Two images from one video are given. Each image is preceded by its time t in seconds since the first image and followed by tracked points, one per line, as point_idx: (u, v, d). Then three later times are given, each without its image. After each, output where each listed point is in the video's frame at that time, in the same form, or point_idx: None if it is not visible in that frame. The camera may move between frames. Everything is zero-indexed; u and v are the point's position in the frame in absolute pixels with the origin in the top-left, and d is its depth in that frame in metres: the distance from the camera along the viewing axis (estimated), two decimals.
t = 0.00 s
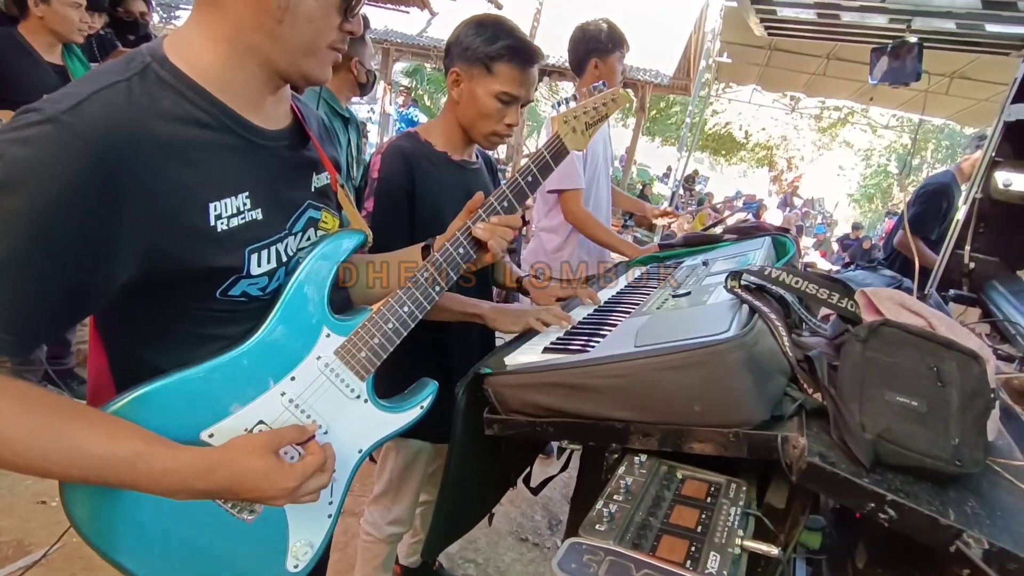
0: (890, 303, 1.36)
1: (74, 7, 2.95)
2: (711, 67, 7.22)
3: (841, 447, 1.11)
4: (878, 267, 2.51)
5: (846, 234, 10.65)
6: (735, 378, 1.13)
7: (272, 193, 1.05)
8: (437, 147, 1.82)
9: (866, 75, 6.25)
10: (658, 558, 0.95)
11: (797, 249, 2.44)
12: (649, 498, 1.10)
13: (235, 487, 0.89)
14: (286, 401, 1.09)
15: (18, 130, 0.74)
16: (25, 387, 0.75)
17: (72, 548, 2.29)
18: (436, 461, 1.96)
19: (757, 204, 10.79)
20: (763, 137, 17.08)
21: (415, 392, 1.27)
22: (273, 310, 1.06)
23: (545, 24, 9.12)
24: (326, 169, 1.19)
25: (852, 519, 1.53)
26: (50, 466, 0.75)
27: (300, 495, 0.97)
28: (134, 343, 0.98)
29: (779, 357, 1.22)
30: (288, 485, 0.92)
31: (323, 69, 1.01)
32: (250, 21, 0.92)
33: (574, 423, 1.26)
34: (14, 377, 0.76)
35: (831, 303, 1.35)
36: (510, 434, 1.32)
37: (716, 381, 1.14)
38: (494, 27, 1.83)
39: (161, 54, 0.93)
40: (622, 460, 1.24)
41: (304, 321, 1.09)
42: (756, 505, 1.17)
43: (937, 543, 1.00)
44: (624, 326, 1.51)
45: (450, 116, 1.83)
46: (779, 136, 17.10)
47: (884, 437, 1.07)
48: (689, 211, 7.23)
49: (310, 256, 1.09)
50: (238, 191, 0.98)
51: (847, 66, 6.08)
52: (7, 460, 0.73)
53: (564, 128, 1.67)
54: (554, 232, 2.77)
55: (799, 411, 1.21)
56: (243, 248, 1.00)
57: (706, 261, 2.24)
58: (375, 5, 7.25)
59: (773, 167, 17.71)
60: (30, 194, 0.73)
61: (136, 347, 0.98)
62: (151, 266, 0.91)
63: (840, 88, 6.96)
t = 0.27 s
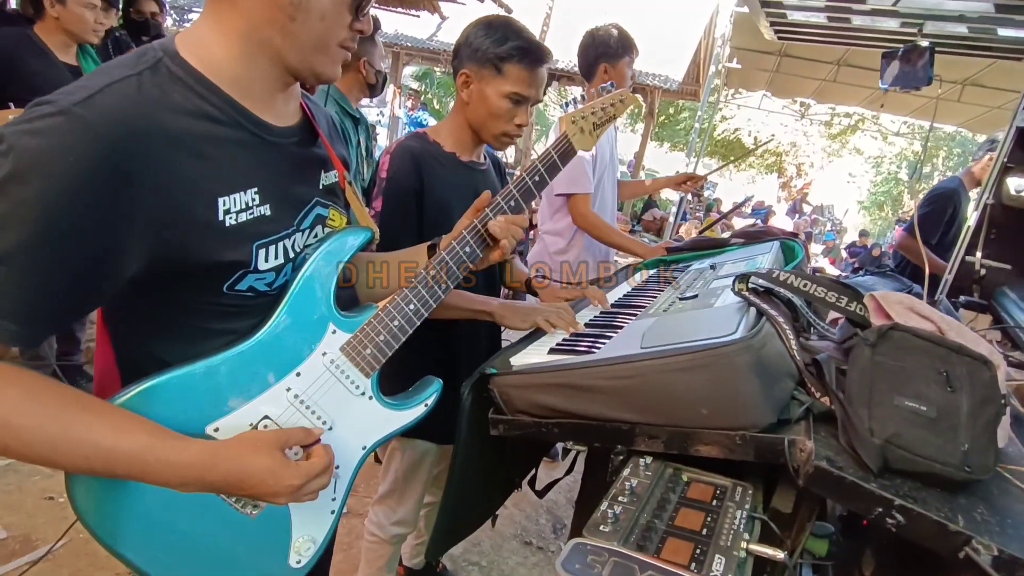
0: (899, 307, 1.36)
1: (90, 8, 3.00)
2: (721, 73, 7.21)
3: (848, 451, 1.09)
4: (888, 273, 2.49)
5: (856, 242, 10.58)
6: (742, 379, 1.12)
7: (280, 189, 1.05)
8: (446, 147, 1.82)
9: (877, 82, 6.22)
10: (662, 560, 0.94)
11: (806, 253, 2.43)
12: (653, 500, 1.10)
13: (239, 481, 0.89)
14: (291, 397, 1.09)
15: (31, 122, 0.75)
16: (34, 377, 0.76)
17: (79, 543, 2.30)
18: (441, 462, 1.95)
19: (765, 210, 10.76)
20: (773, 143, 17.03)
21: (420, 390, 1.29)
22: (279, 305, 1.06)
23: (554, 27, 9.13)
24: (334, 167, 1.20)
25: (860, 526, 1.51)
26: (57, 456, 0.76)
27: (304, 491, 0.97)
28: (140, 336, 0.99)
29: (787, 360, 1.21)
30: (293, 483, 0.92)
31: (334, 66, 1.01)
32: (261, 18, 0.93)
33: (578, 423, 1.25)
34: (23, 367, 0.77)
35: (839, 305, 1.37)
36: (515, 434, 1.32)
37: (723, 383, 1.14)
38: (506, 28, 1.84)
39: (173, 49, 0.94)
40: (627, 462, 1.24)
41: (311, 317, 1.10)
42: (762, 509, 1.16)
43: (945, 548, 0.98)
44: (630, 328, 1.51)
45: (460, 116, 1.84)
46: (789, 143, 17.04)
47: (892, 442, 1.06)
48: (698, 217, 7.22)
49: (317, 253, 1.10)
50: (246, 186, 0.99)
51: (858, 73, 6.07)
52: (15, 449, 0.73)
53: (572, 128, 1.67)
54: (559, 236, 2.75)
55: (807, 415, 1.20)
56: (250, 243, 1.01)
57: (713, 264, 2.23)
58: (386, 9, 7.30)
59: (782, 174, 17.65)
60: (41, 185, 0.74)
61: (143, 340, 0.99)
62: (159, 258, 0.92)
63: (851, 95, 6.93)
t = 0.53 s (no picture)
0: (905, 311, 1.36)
1: (101, 12, 3.03)
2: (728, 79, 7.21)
3: (854, 454, 1.09)
4: (894, 278, 2.48)
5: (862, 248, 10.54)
6: (747, 381, 1.12)
7: (286, 188, 1.05)
8: (453, 150, 1.83)
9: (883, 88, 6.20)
10: (666, 561, 0.94)
11: (812, 257, 2.42)
12: (657, 501, 1.09)
13: (243, 479, 0.89)
14: (295, 395, 1.10)
15: (41, 119, 0.76)
16: (39, 372, 0.76)
17: (83, 542, 2.31)
18: (444, 464, 1.95)
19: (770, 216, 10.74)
20: (779, 149, 16.99)
21: (423, 390, 1.29)
22: (284, 303, 1.07)
23: (560, 33, 9.16)
24: (340, 166, 1.21)
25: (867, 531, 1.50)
26: (62, 451, 0.76)
27: (307, 489, 0.97)
28: (146, 333, 0.99)
29: (792, 362, 1.21)
30: (296, 476, 0.92)
31: (341, 66, 1.02)
32: (269, 18, 0.93)
33: (582, 424, 1.25)
34: (30, 362, 0.78)
35: (845, 308, 1.35)
36: (518, 435, 1.32)
37: (727, 385, 1.13)
38: (513, 31, 1.84)
39: (181, 48, 0.95)
40: (630, 463, 1.23)
41: (315, 315, 1.10)
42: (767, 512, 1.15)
43: (951, 552, 0.97)
44: (635, 330, 1.51)
45: (467, 119, 1.85)
46: (795, 149, 17.01)
47: (898, 445, 1.05)
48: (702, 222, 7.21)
49: (322, 251, 1.10)
50: (252, 185, 0.99)
51: (865, 79, 6.06)
52: (20, 444, 0.74)
53: (578, 129, 1.68)
54: (567, 239, 2.76)
55: (811, 417, 1.20)
56: (256, 241, 1.01)
57: (718, 268, 2.23)
58: (393, 14, 7.34)
59: (788, 180, 17.61)
60: (50, 181, 0.74)
61: (148, 337, 0.99)
62: (165, 256, 0.92)
63: (858, 101, 6.92)
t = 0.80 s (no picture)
0: (911, 310, 1.35)
1: (108, 16, 3.05)
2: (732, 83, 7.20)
3: (860, 453, 1.08)
4: (899, 280, 2.47)
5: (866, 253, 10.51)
6: (751, 380, 1.11)
7: (289, 185, 1.05)
8: (456, 151, 1.83)
9: (888, 92, 6.19)
10: (670, 560, 0.93)
11: (817, 258, 2.41)
12: (661, 501, 1.09)
13: (245, 476, 0.88)
14: (297, 392, 1.10)
15: (45, 115, 0.76)
16: (42, 368, 0.76)
17: (86, 543, 2.30)
18: (447, 466, 1.94)
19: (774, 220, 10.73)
20: (783, 153, 16.96)
21: (426, 388, 1.29)
22: (286, 301, 1.07)
23: (563, 37, 9.17)
24: (343, 164, 1.21)
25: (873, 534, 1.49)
26: (65, 447, 0.76)
27: (309, 487, 0.96)
28: (149, 330, 0.99)
29: (797, 362, 1.20)
30: (298, 471, 0.92)
31: (344, 64, 1.02)
32: (273, 15, 0.94)
33: (585, 424, 1.24)
34: (33, 358, 0.78)
35: (850, 308, 1.30)
36: (521, 435, 1.31)
37: (731, 383, 1.12)
38: (517, 32, 1.84)
39: (185, 46, 0.95)
40: (634, 463, 1.23)
41: (318, 312, 1.10)
42: (771, 512, 1.14)
43: (959, 553, 0.96)
44: (638, 330, 1.50)
45: (471, 121, 1.85)
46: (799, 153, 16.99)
47: (905, 444, 1.04)
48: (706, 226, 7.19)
49: (325, 249, 1.10)
50: (255, 182, 0.99)
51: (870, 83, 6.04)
52: (23, 439, 0.74)
53: (580, 128, 1.68)
54: (571, 241, 2.75)
55: (816, 416, 1.19)
56: (259, 238, 1.01)
57: (722, 269, 2.22)
58: (397, 19, 7.36)
59: (792, 184, 17.58)
60: (53, 176, 0.74)
61: (151, 334, 1.00)
62: (168, 253, 0.92)
63: (862, 105, 6.91)
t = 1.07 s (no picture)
0: (915, 310, 1.35)
1: (112, 22, 3.08)
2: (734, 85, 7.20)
3: (864, 454, 1.07)
4: (904, 282, 2.46)
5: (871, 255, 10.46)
6: (753, 380, 1.11)
7: (289, 186, 1.06)
8: (457, 152, 1.83)
9: (891, 94, 6.18)
10: (672, 561, 0.92)
11: (820, 260, 2.41)
12: (663, 502, 1.08)
13: (243, 477, 0.88)
14: (297, 393, 1.10)
15: (44, 115, 0.76)
16: (41, 368, 0.77)
17: (89, 547, 2.31)
18: (450, 468, 1.94)
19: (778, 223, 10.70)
20: (787, 156, 16.94)
21: (426, 389, 1.29)
22: (285, 301, 1.07)
23: (566, 41, 9.19)
24: (342, 165, 1.21)
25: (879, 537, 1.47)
26: (63, 447, 0.76)
27: (309, 487, 0.96)
28: (149, 331, 0.99)
29: (799, 362, 1.19)
30: (296, 475, 0.92)
31: (343, 65, 1.02)
32: (271, 16, 0.94)
33: (586, 425, 1.24)
34: (32, 358, 0.78)
35: (853, 307, 1.32)
36: (523, 436, 1.31)
37: (733, 383, 1.12)
38: (517, 34, 1.84)
39: (184, 48, 0.96)
40: (636, 464, 1.22)
41: (317, 313, 1.10)
42: (774, 513, 1.13)
43: (964, 553, 0.95)
44: (640, 331, 1.50)
45: (471, 122, 1.85)
46: (802, 155, 16.97)
47: (910, 445, 1.02)
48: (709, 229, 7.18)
49: (324, 250, 1.10)
50: (254, 182, 0.99)
51: (873, 85, 6.03)
52: (21, 438, 0.74)
53: (580, 128, 1.68)
54: (573, 243, 2.75)
55: (820, 416, 1.18)
56: (258, 238, 1.01)
57: (725, 270, 2.21)
58: (400, 24, 7.39)
59: (796, 187, 17.54)
60: (52, 176, 0.75)
61: (151, 334, 1.00)
62: (167, 253, 0.93)
63: (865, 107, 6.90)
